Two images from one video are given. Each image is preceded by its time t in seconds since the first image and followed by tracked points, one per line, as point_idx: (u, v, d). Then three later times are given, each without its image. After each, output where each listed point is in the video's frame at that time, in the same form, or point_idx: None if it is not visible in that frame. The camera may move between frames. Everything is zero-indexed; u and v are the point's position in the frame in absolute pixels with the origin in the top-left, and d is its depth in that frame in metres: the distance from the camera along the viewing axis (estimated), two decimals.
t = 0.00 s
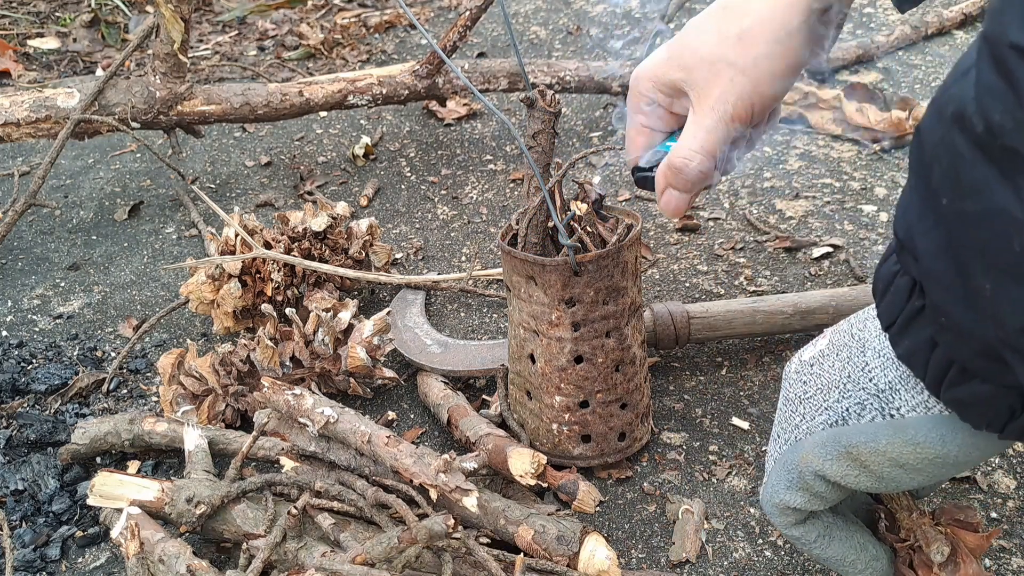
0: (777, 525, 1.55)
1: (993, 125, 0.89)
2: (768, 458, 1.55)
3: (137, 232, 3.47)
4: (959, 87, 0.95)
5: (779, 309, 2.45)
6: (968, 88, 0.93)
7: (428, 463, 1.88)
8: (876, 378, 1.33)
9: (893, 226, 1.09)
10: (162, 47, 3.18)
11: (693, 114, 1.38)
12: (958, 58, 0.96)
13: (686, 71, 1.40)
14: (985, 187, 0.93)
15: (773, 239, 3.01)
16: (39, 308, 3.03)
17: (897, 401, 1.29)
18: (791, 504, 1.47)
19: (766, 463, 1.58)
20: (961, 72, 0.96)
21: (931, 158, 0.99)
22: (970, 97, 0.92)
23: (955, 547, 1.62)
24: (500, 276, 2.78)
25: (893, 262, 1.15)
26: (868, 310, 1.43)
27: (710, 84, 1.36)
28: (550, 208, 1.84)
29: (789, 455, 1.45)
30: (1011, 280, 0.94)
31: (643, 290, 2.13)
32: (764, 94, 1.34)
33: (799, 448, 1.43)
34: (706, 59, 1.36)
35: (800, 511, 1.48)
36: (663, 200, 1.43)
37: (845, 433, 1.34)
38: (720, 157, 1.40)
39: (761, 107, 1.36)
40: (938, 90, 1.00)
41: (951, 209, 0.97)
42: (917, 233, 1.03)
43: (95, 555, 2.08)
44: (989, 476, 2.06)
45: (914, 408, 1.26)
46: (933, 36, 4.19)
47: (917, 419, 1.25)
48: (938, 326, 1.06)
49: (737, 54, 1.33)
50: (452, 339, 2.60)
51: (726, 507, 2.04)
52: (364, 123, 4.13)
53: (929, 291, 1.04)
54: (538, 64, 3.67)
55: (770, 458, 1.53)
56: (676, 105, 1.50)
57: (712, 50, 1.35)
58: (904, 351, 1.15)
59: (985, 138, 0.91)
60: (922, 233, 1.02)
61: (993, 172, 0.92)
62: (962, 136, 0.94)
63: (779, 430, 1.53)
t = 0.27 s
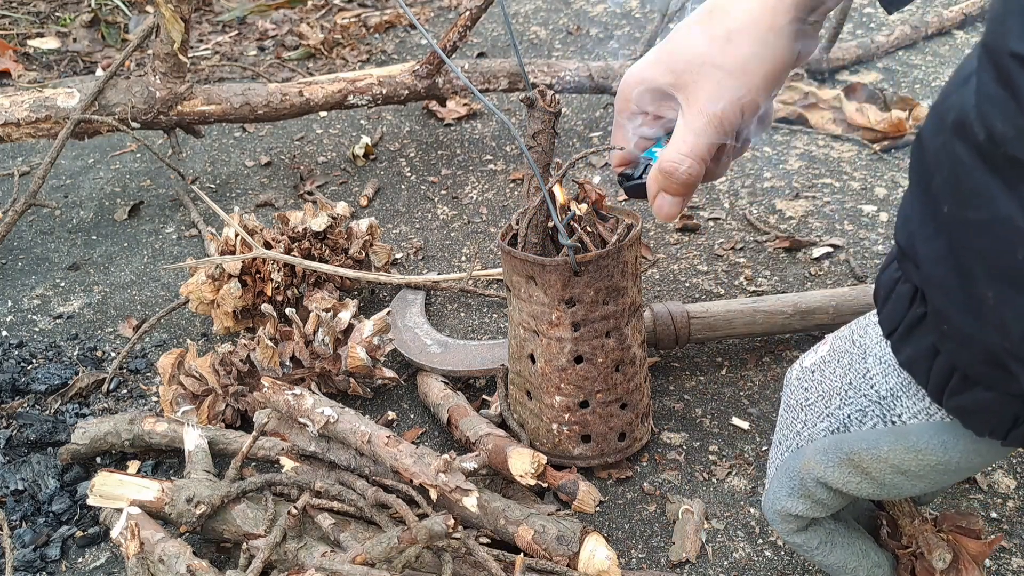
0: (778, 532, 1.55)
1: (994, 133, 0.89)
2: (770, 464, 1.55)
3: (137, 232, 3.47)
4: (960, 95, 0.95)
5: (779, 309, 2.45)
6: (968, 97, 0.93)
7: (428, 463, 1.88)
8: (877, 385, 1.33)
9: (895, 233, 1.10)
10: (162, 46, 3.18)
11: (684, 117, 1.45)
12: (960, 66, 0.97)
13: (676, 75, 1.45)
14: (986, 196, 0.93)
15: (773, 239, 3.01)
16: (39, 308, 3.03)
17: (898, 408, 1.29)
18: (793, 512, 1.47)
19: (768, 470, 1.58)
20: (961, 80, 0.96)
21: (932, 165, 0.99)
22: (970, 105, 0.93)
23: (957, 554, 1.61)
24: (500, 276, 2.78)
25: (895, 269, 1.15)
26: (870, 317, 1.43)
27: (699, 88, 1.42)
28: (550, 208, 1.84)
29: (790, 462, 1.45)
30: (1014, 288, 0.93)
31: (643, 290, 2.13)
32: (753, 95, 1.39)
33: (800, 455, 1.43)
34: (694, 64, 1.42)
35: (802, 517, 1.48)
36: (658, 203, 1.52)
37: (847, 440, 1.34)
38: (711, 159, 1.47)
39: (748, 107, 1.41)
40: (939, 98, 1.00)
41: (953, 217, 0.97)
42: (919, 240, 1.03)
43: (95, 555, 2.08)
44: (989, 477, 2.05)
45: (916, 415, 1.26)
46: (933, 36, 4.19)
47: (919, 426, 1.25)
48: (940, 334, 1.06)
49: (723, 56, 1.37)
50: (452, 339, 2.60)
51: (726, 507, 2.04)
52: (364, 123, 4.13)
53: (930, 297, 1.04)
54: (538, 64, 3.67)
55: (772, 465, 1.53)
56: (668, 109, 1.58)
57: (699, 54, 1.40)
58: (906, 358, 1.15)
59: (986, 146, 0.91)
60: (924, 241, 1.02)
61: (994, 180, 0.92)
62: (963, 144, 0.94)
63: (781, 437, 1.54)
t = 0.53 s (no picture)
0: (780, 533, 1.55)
1: (992, 136, 0.89)
2: (771, 465, 1.55)
3: (137, 232, 3.47)
4: (957, 97, 0.95)
5: (780, 309, 2.45)
6: (965, 98, 0.93)
7: (428, 463, 1.88)
8: (876, 386, 1.33)
9: (893, 234, 1.10)
10: (162, 46, 3.18)
11: (682, 111, 1.45)
12: (957, 67, 0.97)
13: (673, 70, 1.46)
14: (984, 197, 0.93)
15: (773, 239, 3.01)
16: (39, 308, 3.03)
17: (898, 409, 1.29)
18: (794, 512, 1.47)
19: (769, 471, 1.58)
20: (958, 82, 0.96)
21: (930, 167, 0.99)
22: (968, 107, 0.93)
23: (957, 555, 1.61)
24: (500, 276, 2.78)
25: (894, 270, 1.15)
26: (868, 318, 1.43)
27: (696, 83, 1.42)
28: (551, 208, 1.84)
29: (791, 463, 1.45)
30: (1012, 290, 0.93)
31: (643, 290, 2.13)
32: (751, 88, 1.39)
33: (800, 455, 1.43)
34: (691, 59, 1.42)
35: (802, 518, 1.48)
36: (659, 198, 1.52)
37: (846, 441, 1.34)
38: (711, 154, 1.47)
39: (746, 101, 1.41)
40: (937, 99, 1.00)
41: (951, 219, 0.97)
42: (916, 241, 1.03)
43: (95, 555, 2.08)
44: (989, 477, 2.05)
45: (915, 415, 1.26)
46: (932, 36, 4.19)
47: (917, 426, 1.25)
48: (938, 335, 1.06)
49: (721, 50, 1.38)
50: (452, 339, 2.60)
51: (726, 507, 2.04)
52: (364, 123, 4.13)
53: (929, 298, 1.04)
54: (538, 64, 3.67)
55: (773, 466, 1.53)
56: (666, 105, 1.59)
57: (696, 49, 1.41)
58: (905, 359, 1.15)
59: (984, 149, 0.91)
60: (922, 243, 1.02)
61: (991, 182, 0.92)
62: (961, 145, 0.94)
63: (781, 438, 1.54)
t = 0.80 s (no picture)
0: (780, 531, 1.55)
1: (991, 131, 0.89)
2: (772, 463, 1.55)
3: (137, 232, 3.47)
4: (958, 93, 0.95)
5: (780, 309, 2.45)
6: (966, 93, 0.93)
7: (428, 463, 1.88)
8: (878, 382, 1.34)
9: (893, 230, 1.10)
10: (162, 46, 3.18)
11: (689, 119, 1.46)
12: (958, 64, 0.97)
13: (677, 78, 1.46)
14: (983, 192, 0.93)
15: (773, 239, 3.01)
16: (39, 308, 3.03)
17: (899, 404, 1.30)
18: (793, 509, 1.46)
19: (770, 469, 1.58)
20: (959, 78, 0.96)
21: (931, 162, 0.99)
22: (968, 103, 0.93)
23: (958, 554, 1.60)
24: (500, 276, 2.78)
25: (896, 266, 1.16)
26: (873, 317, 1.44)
27: (702, 91, 1.43)
28: (550, 208, 1.85)
29: (791, 459, 1.45)
30: (1012, 284, 0.93)
31: (643, 290, 2.13)
32: (757, 95, 1.39)
33: (801, 451, 1.43)
34: (696, 67, 1.42)
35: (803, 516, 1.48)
36: (671, 210, 1.53)
37: (847, 437, 1.35)
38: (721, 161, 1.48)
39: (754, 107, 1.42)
40: (938, 95, 1.00)
41: (951, 214, 0.97)
42: (916, 237, 1.03)
43: (95, 555, 2.08)
44: (989, 476, 2.05)
45: (916, 411, 1.27)
46: (932, 36, 4.19)
47: (918, 422, 1.25)
48: (938, 330, 1.06)
49: (726, 57, 1.38)
50: (452, 339, 2.60)
51: (726, 507, 2.04)
52: (364, 123, 4.13)
53: (928, 294, 1.04)
54: (538, 64, 3.67)
55: (774, 464, 1.53)
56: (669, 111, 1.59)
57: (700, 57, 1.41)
58: (906, 355, 1.15)
59: (984, 143, 0.91)
60: (922, 238, 1.02)
61: (991, 177, 0.92)
62: (961, 140, 0.94)
63: (783, 436, 1.54)
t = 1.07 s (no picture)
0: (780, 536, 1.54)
1: (993, 130, 0.90)
2: (771, 467, 1.55)
3: (137, 232, 3.47)
4: (960, 93, 0.96)
5: (780, 309, 2.45)
6: (969, 94, 0.93)
7: (428, 463, 1.88)
8: (879, 386, 1.34)
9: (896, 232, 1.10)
10: (162, 47, 3.17)
11: (689, 119, 1.45)
12: (960, 65, 0.97)
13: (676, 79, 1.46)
14: (986, 192, 0.93)
15: (773, 239, 3.01)
16: (39, 308, 3.03)
17: (900, 408, 1.30)
18: (795, 514, 1.46)
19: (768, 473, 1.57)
20: (963, 78, 0.96)
21: (932, 163, 0.99)
22: (970, 103, 0.93)
23: (958, 559, 1.63)
24: (500, 276, 2.78)
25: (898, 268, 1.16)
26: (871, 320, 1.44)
27: (702, 90, 1.42)
28: (550, 208, 1.86)
29: (791, 463, 1.44)
30: (1015, 285, 0.93)
31: (643, 290, 2.13)
32: (757, 93, 1.39)
33: (801, 455, 1.42)
34: (694, 67, 1.43)
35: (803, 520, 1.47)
36: (673, 210, 1.49)
37: (848, 441, 1.34)
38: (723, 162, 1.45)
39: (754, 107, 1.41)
40: (940, 96, 1.01)
41: (954, 215, 0.97)
42: (919, 237, 1.03)
43: (95, 555, 2.08)
44: (989, 476, 2.05)
45: (918, 414, 1.27)
46: (932, 36, 4.19)
47: (920, 425, 1.26)
48: (941, 332, 1.06)
49: (725, 56, 1.38)
50: (452, 339, 2.60)
51: (726, 507, 2.04)
52: (364, 123, 4.13)
53: (930, 295, 1.04)
54: (538, 64, 3.67)
55: (773, 467, 1.52)
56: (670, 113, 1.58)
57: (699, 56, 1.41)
58: (907, 358, 1.15)
59: (986, 143, 0.91)
60: (924, 238, 1.03)
61: (994, 177, 0.92)
62: (964, 141, 0.95)
63: (781, 440, 1.53)
